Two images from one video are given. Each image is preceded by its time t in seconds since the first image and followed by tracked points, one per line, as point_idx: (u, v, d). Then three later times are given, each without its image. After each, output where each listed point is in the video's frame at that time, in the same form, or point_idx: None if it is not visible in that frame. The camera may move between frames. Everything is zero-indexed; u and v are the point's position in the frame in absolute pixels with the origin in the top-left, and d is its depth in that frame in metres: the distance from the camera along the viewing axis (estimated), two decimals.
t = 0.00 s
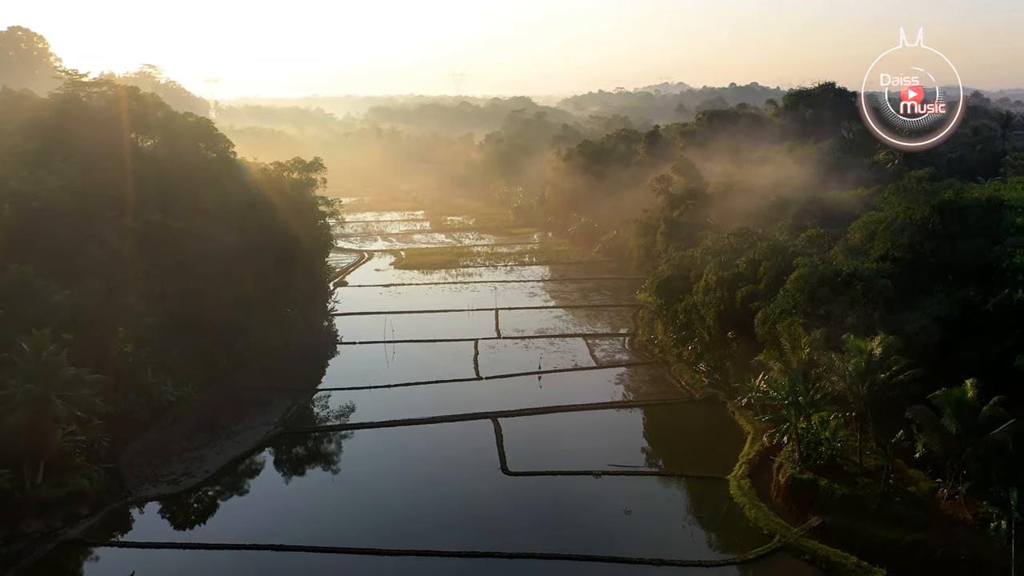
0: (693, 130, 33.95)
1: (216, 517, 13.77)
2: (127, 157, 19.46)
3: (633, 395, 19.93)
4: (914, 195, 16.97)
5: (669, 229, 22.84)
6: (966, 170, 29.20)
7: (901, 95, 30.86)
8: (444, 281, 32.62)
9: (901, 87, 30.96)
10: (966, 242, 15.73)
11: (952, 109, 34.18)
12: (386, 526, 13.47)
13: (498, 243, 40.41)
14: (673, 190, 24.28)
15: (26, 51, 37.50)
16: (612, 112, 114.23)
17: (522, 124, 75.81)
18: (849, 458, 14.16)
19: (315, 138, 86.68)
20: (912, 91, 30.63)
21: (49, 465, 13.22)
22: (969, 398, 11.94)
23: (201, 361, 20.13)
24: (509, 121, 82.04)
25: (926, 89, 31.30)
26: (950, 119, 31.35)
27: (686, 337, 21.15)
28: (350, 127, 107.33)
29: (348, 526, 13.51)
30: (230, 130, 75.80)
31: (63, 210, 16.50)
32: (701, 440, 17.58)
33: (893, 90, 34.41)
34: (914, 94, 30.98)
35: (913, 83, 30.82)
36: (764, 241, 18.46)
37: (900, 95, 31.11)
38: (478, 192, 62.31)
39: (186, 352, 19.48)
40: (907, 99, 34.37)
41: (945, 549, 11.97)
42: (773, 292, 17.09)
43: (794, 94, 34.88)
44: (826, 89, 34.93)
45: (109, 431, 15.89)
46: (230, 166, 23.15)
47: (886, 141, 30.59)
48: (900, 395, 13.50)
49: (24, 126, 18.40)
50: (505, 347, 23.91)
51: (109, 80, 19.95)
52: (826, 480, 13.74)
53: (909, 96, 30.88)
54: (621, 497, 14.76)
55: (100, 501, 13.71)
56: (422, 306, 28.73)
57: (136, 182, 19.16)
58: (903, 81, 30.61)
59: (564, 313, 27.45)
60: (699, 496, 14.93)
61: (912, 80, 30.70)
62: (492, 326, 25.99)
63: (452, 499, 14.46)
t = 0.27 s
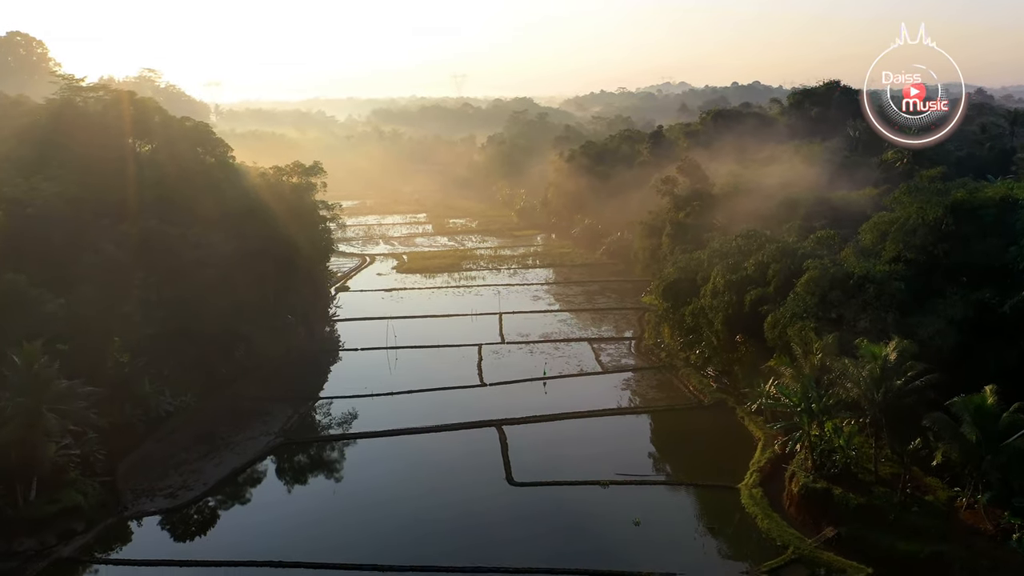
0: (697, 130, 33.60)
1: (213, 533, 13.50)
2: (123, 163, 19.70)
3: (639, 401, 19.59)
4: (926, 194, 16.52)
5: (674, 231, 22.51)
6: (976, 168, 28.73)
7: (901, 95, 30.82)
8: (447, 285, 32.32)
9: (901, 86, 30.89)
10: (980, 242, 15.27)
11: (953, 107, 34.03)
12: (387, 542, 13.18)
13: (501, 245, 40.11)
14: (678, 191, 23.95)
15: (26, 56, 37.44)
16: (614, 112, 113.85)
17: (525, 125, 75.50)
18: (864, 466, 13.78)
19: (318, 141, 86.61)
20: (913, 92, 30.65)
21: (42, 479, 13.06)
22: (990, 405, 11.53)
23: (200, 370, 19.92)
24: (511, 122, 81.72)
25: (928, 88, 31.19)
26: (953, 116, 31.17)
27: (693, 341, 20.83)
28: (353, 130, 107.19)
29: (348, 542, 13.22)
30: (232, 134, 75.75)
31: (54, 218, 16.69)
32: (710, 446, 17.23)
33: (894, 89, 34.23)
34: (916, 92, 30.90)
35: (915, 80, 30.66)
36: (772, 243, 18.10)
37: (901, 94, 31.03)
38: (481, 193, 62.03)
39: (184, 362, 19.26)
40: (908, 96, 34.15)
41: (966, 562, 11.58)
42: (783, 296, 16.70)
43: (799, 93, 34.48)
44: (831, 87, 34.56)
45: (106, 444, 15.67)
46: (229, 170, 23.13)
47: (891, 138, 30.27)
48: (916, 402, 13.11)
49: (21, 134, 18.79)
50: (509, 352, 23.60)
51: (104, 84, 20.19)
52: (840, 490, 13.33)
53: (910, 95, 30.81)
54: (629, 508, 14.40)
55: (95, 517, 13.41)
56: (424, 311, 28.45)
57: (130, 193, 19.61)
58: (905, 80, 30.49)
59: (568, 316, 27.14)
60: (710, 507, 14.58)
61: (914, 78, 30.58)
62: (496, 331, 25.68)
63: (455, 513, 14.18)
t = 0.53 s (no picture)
0: (700, 130, 33.25)
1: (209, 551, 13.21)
2: (118, 167, 19.58)
3: (646, 407, 19.23)
4: (938, 194, 16.12)
5: (679, 234, 22.18)
6: (985, 166, 28.34)
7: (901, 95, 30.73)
8: (449, 289, 32.01)
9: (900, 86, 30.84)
10: (995, 243, 14.86)
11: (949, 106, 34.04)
12: (388, 556, 12.83)
13: (503, 248, 39.79)
14: (683, 192, 23.60)
15: (23, 61, 37.14)
16: (616, 112, 113.46)
17: (525, 126, 75.18)
18: (879, 475, 13.38)
19: (318, 145, 86.35)
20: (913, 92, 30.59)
21: (35, 496, 12.99)
22: (1010, 412, 11.13)
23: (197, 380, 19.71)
24: (513, 124, 81.37)
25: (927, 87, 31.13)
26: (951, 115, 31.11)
27: (700, 345, 20.49)
28: (353, 133, 106.96)
29: (348, 556, 12.89)
30: (232, 138, 75.52)
31: (52, 226, 16.42)
32: (719, 453, 16.86)
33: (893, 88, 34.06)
34: (916, 91, 30.81)
35: (916, 78, 30.49)
36: (780, 245, 17.74)
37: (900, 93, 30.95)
38: (483, 195, 61.68)
39: (180, 373, 19.07)
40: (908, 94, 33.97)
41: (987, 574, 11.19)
42: (792, 299, 16.30)
43: (803, 91, 34.08)
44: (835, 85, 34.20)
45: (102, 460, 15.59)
46: (226, 175, 23.06)
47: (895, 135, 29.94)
48: (932, 409, 12.73)
49: (13, 137, 18.54)
50: (513, 357, 23.27)
51: (98, 90, 20.28)
52: (855, 499, 12.86)
53: (910, 95, 30.74)
54: (637, 519, 14.03)
55: (90, 535, 13.24)
56: (426, 317, 28.14)
57: (125, 196, 19.39)
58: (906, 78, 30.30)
59: (572, 320, 26.82)
60: (721, 517, 14.21)
61: (915, 76, 30.42)
62: (500, 336, 25.35)
63: (459, 524, 13.85)
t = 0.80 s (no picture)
0: (702, 130, 32.88)
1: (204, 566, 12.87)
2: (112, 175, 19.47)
3: (652, 413, 18.85)
4: (949, 194, 15.72)
5: (684, 236, 21.82)
6: (993, 164, 27.90)
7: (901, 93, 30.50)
8: (451, 293, 31.67)
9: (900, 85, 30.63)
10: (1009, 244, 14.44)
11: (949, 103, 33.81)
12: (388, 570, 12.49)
13: (505, 251, 39.45)
14: (687, 194, 23.25)
15: (20, 67, 36.90)
16: (617, 113, 113.13)
17: (526, 128, 74.87)
18: (893, 484, 12.99)
19: (318, 148, 86.08)
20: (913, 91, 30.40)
21: (25, 512, 12.59)
22: None
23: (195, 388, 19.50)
24: (513, 125, 81.03)
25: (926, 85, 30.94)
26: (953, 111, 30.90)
27: (706, 350, 20.13)
28: (352, 136, 106.71)
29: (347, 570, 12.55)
30: (231, 142, 75.27)
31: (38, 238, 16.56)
32: (728, 461, 16.46)
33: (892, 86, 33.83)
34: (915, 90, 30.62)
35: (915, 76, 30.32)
36: (788, 247, 17.35)
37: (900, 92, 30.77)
38: (484, 198, 61.34)
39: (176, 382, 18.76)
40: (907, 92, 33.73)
41: None
42: (801, 303, 15.90)
43: (807, 90, 33.72)
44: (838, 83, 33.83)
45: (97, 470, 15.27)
46: (223, 180, 22.91)
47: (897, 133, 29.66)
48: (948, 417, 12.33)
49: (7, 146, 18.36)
50: (515, 363, 22.91)
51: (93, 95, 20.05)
52: (869, 509, 12.49)
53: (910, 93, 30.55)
54: (644, 530, 13.65)
55: (83, 552, 13.08)
56: (428, 322, 27.80)
57: (120, 204, 19.45)
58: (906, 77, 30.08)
59: (575, 324, 26.46)
60: (731, 527, 13.83)
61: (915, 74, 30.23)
62: (502, 341, 24.99)
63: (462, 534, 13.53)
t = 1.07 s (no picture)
0: (704, 130, 32.55)
1: None
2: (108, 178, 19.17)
3: (656, 420, 18.51)
4: (960, 194, 15.34)
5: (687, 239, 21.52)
6: (1000, 163, 27.54)
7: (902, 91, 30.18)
8: (451, 297, 31.38)
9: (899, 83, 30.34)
10: None
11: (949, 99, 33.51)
12: None
13: (506, 254, 39.13)
14: (691, 196, 22.93)
15: (18, 71, 36.63)
16: (618, 113, 112.69)
17: (526, 129, 74.52)
18: (906, 494, 12.61)
19: (317, 151, 85.80)
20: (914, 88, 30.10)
21: (14, 530, 12.33)
22: None
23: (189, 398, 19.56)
24: (513, 127, 80.65)
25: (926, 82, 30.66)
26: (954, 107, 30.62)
27: (711, 354, 19.81)
28: (352, 138, 106.44)
29: None
30: (230, 145, 75.01)
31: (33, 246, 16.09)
32: (735, 469, 16.11)
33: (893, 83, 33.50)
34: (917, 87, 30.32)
35: (917, 74, 30.02)
36: (795, 250, 16.99)
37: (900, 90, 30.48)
38: (484, 199, 61.01)
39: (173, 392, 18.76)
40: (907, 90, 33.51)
41: None
42: (809, 308, 15.51)
43: (810, 89, 33.32)
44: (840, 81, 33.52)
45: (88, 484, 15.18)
46: (219, 185, 22.78)
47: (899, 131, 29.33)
48: (964, 427, 11.88)
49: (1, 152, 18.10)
50: (517, 369, 22.59)
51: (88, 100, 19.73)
52: (882, 521, 12.11)
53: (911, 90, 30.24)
54: (650, 543, 13.36)
55: (74, 566, 12.80)
56: (428, 327, 27.52)
57: (116, 209, 19.09)
58: (907, 75, 29.76)
59: (577, 328, 26.15)
60: (739, 538, 13.51)
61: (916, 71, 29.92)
62: (504, 346, 24.67)
63: (462, 548, 13.34)
